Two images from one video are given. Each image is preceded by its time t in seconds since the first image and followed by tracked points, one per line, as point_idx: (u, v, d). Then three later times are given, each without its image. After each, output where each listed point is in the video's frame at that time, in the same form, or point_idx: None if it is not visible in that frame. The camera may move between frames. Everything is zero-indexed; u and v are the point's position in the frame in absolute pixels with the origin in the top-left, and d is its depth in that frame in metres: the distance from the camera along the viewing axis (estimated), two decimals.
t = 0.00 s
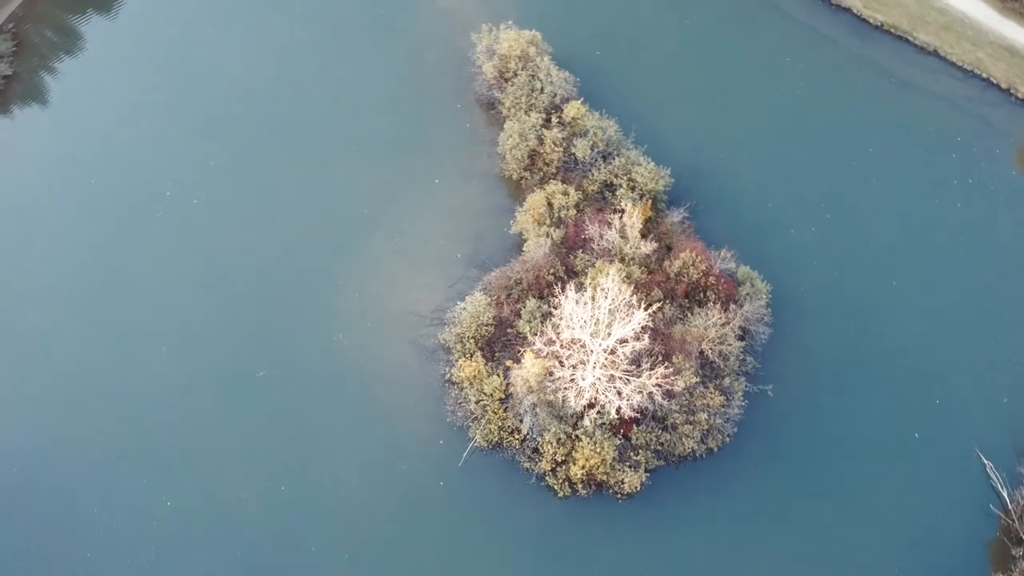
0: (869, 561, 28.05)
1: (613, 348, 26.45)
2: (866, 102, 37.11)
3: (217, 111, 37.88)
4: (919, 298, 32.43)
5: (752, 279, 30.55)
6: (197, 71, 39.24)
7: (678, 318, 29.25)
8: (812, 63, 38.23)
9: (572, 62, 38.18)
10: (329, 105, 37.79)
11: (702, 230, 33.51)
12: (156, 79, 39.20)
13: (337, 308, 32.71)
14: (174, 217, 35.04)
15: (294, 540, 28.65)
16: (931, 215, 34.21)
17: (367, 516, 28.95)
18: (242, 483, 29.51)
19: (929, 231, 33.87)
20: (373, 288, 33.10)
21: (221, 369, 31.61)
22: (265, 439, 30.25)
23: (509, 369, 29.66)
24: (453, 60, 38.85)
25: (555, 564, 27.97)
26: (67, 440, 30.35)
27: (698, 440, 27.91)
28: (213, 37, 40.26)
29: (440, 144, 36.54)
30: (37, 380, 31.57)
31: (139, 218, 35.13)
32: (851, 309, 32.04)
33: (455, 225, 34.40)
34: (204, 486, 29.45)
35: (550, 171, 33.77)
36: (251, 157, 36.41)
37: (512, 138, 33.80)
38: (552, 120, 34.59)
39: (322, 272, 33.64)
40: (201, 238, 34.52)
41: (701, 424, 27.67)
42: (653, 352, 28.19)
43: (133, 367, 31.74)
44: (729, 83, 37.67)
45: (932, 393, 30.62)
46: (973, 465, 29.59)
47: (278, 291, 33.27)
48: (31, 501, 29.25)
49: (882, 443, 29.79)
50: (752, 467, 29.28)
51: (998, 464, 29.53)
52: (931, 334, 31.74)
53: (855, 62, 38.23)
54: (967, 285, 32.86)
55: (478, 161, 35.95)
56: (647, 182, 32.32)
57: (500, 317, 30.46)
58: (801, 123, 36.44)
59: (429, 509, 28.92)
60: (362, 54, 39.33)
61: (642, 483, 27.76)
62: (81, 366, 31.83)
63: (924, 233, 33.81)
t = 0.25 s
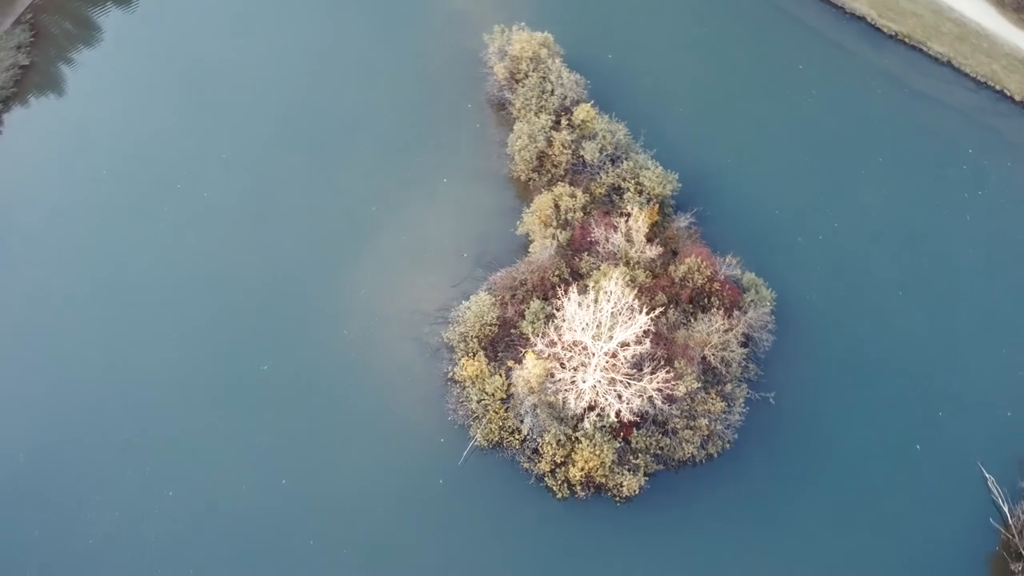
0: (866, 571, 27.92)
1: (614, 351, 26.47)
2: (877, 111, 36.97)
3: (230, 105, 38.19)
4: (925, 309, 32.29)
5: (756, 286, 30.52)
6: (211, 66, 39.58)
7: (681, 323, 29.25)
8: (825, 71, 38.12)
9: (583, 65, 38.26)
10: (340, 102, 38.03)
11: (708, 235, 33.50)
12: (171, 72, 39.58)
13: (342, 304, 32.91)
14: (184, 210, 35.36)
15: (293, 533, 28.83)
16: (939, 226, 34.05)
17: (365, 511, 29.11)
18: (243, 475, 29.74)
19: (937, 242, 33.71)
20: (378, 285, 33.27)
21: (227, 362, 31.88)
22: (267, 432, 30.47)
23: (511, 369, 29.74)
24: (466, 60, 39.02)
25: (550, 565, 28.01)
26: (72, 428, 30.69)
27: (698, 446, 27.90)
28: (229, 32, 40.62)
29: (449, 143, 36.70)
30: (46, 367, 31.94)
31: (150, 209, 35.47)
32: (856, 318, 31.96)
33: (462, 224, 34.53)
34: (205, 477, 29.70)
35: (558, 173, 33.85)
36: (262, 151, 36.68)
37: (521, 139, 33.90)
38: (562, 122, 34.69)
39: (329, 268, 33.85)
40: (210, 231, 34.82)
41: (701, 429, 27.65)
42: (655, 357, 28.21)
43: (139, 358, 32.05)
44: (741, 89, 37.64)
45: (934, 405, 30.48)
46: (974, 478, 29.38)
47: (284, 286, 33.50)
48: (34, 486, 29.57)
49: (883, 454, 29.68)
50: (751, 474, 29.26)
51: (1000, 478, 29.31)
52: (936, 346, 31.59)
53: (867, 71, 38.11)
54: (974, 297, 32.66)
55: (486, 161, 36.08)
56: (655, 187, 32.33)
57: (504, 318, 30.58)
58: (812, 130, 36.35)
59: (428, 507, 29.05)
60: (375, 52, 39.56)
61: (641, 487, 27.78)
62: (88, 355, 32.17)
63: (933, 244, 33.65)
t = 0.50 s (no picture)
0: None
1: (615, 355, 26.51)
2: (891, 122, 36.81)
3: (245, 99, 38.49)
4: (931, 323, 32.15)
5: (762, 293, 30.47)
6: (227, 59, 39.90)
7: (685, 328, 29.25)
8: (839, 80, 37.98)
9: (597, 68, 38.32)
10: (354, 100, 38.28)
11: (715, 242, 33.49)
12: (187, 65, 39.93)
13: (349, 300, 33.14)
14: (197, 202, 35.71)
15: (292, 527, 29.08)
16: (949, 240, 33.90)
17: (365, 507, 29.32)
18: (245, 467, 30.02)
19: (946, 256, 33.55)
20: (385, 281, 33.47)
21: (233, 354, 32.19)
22: (270, 425, 30.74)
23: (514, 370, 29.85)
24: (480, 60, 39.15)
25: (547, 566, 28.15)
26: (79, 415, 31.11)
27: (698, 452, 27.93)
28: (245, 26, 40.89)
29: (460, 143, 36.87)
30: (56, 354, 32.42)
31: (163, 200, 35.85)
32: (862, 329, 31.86)
33: (471, 224, 34.67)
34: (208, 468, 30.01)
35: (567, 176, 33.94)
36: (275, 146, 36.97)
37: (532, 141, 34.02)
38: (573, 125, 34.74)
39: (337, 264, 34.09)
40: (221, 223, 35.14)
41: (701, 435, 27.68)
42: (658, 361, 28.25)
43: (147, 348, 32.41)
44: (753, 96, 37.60)
45: (938, 420, 30.36)
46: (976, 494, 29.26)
47: (292, 280, 33.77)
48: (41, 472, 30.02)
49: (884, 466, 29.59)
50: (751, 482, 29.24)
51: (1001, 495, 29.18)
52: (942, 360, 31.43)
53: (882, 81, 37.96)
54: (982, 312, 32.49)
55: (497, 162, 36.22)
56: (663, 192, 32.34)
57: (508, 318, 30.70)
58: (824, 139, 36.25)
59: (427, 504, 29.23)
60: (389, 50, 39.76)
61: (639, 491, 27.85)
62: (98, 344, 32.59)
63: (942, 258, 33.50)
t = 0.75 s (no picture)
0: None
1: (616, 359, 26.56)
2: (901, 133, 36.71)
3: (257, 94, 38.77)
4: (937, 334, 32.03)
5: (766, 300, 30.45)
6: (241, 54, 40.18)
7: (689, 334, 29.28)
8: (850, 89, 37.88)
9: (608, 71, 38.39)
10: (365, 97, 38.50)
11: (721, 248, 33.50)
12: (202, 59, 40.26)
13: (354, 296, 33.35)
14: (207, 194, 36.03)
15: (292, 520, 29.29)
16: (957, 252, 33.76)
17: (364, 502, 29.50)
18: (247, 460, 30.27)
19: (953, 268, 33.42)
20: (392, 279, 33.67)
21: (238, 347, 32.44)
22: (273, 418, 30.98)
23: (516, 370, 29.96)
24: (492, 61, 39.31)
25: (543, 566, 28.24)
26: (86, 403, 31.46)
27: (697, 457, 27.96)
28: (260, 21, 41.10)
29: (470, 143, 37.01)
30: (65, 342, 32.86)
31: (174, 193, 36.16)
32: (866, 339, 31.79)
33: (477, 224, 34.80)
34: (210, 459, 30.28)
35: (575, 178, 34.02)
36: (286, 141, 37.25)
37: (540, 142, 34.14)
38: (582, 127, 34.80)
39: (344, 260, 34.30)
40: (230, 217, 35.44)
41: (702, 441, 27.71)
42: (659, 366, 28.28)
43: (154, 338, 32.73)
44: (764, 103, 37.56)
45: (939, 432, 30.26)
46: (976, 508, 29.13)
47: (299, 275, 34.01)
48: (46, 459, 30.40)
49: (883, 477, 29.51)
50: (750, 489, 29.24)
51: (1002, 509, 29.04)
52: (945, 372, 31.32)
53: (894, 91, 37.83)
54: (989, 325, 32.34)
55: (506, 163, 36.34)
56: (670, 197, 32.36)
57: (512, 318, 30.83)
58: (834, 147, 36.17)
59: (426, 501, 29.38)
60: (402, 48, 39.94)
61: (638, 494, 27.90)
62: (105, 334, 32.93)
63: (948, 269, 33.37)
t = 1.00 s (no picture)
0: None
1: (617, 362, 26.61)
2: (913, 144, 36.54)
3: (272, 89, 39.07)
4: (942, 347, 31.89)
5: (771, 308, 30.41)
6: (256, 49, 40.49)
7: (692, 339, 29.28)
8: (864, 98, 37.75)
9: (620, 75, 38.45)
10: (377, 95, 38.72)
11: (728, 254, 33.48)
12: (217, 53, 40.61)
13: (360, 292, 33.56)
14: (219, 187, 36.37)
15: (292, 513, 29.54)
16: (966, 265, 33.60)
17: (364, 497, 29.71)
18: (249, 451, 30.53)
19: (961, 281, 33.25)
20: (398, 276, 33.85)
21: (244, 339, 32.72)
22: (277, 411, 31.23)
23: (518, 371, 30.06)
24: (505, 62, 39.44)
25: (540, 566, 28.35)
26: (93, 391, 31.85)
27: (696, 463, 27.97)
28: (277, 17, 41.37)
29: (480, 143, 37.15)
30: (76, 329, 33.31)
31: (186, 184, 36.52)
32: (871, 350, 31.69)
33: (485, 223, 34.93)
34: (213, 450, 30.56)
35: (583, 181, 34.08)
36: (298, 137, 37.52)
37: (550, 144, 34.24)
38: (592, 130, 34.85)
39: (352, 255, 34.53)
40: (241, 210, 35.76)
41: (701, 447, 27.72)
42: (661, 370, 28.32)
43: (162, 327, 33.08)
44: (776, 110, 37.51)
45: (941, 445, 30.13)
46: (975, 523, 29.00)
47: (307, 270, 34.28)
48: (54, 445, 30.84)
49: (883, 488, 29.43)
50: (749, 496, 29.23)
51: (1002, 525, 28.90)
52: (950, 385, 31.19)
53: (908, 101, 37.67)
54: (996, 340, 32.14)
55: (516, 163, 36.45)
56: (678, 202, 32.35)
57: (516, 319, 30.93)
58: (844, 157, 36.06)
59: (425, 498, 29.55)
60: (415, 47, 40.14)
61: (636, 498, 27.96)
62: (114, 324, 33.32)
63: (956, 282, 33.21)
